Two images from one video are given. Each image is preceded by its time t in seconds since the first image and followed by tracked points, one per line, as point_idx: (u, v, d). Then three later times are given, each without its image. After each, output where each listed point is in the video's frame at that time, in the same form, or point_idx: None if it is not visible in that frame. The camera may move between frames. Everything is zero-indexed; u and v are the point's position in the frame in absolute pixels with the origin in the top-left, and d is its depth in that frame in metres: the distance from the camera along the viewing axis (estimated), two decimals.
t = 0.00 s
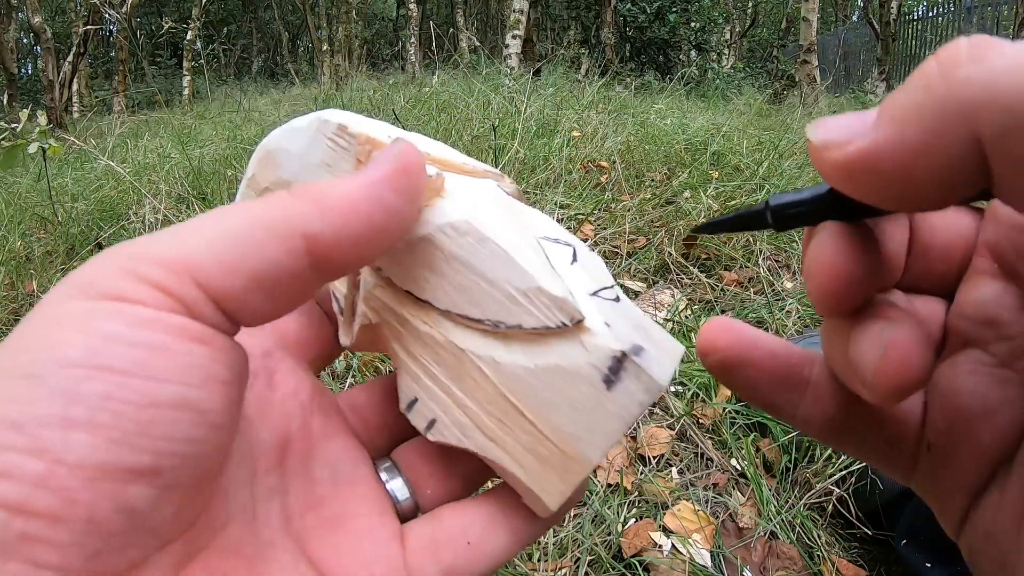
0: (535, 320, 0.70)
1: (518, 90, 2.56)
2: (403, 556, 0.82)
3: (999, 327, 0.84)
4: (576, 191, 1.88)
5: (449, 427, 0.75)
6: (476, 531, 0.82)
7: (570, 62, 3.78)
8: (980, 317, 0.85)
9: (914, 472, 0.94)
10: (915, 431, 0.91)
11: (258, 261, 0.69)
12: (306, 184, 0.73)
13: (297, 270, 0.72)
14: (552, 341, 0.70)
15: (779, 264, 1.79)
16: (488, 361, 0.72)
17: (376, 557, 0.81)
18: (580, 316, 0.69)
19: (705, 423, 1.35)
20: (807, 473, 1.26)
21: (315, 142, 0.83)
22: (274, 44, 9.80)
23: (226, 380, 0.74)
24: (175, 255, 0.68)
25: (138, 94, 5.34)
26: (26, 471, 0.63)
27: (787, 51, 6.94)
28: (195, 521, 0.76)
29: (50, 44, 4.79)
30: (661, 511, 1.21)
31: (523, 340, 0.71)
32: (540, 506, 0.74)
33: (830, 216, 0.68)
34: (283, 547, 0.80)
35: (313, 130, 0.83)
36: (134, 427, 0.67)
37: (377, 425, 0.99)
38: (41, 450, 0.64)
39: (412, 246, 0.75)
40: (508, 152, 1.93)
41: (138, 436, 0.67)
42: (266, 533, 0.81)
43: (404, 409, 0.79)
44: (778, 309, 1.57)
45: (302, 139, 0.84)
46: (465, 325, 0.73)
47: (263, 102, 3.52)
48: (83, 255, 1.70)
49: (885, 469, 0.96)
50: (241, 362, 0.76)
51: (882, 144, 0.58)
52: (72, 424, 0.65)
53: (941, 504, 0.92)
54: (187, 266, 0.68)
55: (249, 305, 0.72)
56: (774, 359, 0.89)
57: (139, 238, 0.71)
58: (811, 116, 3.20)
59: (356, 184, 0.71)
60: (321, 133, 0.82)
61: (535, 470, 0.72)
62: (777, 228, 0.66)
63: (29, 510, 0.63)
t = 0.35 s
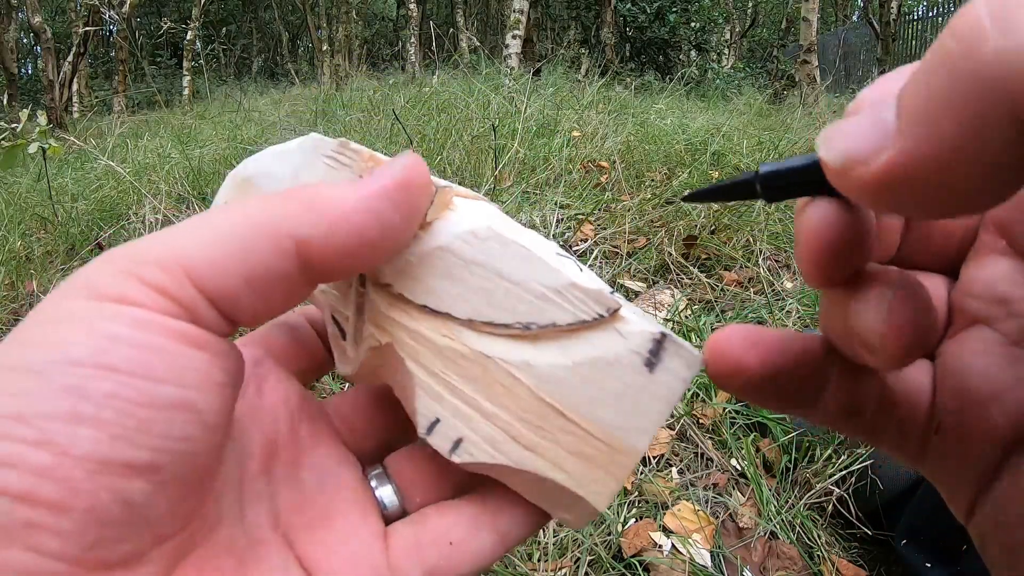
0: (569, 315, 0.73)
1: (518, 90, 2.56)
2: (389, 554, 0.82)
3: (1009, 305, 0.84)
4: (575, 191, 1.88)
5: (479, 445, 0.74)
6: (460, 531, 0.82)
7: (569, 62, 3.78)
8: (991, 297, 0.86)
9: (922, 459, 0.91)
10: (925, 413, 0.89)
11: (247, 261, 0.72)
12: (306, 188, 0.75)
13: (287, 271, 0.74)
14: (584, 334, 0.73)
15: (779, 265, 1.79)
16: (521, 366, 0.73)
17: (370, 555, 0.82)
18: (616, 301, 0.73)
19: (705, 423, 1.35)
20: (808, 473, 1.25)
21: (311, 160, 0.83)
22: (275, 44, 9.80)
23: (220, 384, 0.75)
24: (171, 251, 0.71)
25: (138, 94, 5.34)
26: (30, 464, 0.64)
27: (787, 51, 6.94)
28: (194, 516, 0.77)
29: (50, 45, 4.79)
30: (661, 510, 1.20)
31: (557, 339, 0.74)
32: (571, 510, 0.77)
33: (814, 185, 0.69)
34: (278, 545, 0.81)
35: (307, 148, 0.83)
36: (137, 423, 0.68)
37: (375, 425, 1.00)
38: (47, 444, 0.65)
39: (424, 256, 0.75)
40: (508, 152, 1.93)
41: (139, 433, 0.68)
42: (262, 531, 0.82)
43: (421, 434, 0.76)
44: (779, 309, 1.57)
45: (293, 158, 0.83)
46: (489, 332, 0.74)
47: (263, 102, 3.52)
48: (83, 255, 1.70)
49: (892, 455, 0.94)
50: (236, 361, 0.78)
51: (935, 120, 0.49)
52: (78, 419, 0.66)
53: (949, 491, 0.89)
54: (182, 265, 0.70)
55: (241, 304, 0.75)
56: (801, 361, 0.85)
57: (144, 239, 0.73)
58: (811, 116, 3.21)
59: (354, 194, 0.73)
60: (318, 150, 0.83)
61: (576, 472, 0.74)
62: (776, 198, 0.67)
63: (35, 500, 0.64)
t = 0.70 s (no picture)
0: (600, 275, 0.78)
1: (518, 90, 2.56)
2: (400, 531, 0.85)
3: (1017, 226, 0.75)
4: (575, 191, 1.88)
5: (539, 412, 0.75)
6: (468, 499, 0.85)
7: (569, 62, 3.78)
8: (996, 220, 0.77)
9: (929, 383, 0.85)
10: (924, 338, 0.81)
11: (299, 280, 0.73)
12: (341, 201, 0.76)
13: (332, 285, 0.75)
14: (614, 289, 0.79)
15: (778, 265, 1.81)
16: (564, 329, 0.76)
17: (388, 544, 0.84)
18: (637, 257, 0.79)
19: (705, 423, 1.35)
20: (807, 473, 1.25)
21: (314, 168, 0.86)
22: (275, 44, 9.80)
23: (254, 384, 0.78)
24: (220, 267, 0.72)
25: (137, 95, 5.33)
26: (61, 454, 0.66)
27: (786, 51, 6.94)
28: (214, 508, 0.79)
29: (50, 45, 4.79)
30: (661, 510, 1.20)
31: (589, 298, 0.78)
32: (632, 457, 0.80)
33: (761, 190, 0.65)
34: (293, 537, 0.84)
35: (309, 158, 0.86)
36: (175, 418, 0.71)
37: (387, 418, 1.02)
38: (80, 434, 0.67)
39: (453, 245, 0.79)
40: (508, 152, 1.93)
41: (177, 428, 0.71)
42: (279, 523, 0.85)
43: (478, 415, 0.75)
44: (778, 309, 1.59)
45: (293, 169, 0.86)
46: (527, 305, 0.78)
47: (263, 102, 3.52)
48: (83, 255, 1.70)
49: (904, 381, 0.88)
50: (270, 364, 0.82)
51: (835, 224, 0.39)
52: (114, 409, 0.68)
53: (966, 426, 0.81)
54: (231, 278, 0.72)
55: (287, 317, 0.77)
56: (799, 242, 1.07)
57: (184, 242, 0.75)
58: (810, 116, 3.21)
59: (391, 204, 0.75)
60: (320, 159, 0.86)
61: (633, 413, 0.77)
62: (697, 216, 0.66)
63: (61, 493, 0.66)
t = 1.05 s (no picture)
0: (617, 267, 0.78)
1: (518, 90, 2.56)
2: (416, 535, 0.84)
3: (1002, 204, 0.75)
4: (576, 191, 1.87)
5: (563, 407, 0.73)
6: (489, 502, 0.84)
7: (569, 62, 3.78)
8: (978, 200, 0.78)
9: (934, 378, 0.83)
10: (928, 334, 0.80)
11: (327, 282, 0.74)
12: (361, 202, 0.78)
13: (359, 286, 0.75)
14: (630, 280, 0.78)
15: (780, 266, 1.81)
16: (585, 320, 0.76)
17: (404, 550, 0.83)
18: (651, 249, 0.80)
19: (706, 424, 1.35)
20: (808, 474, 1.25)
21: (326, 176, 0.87)
22: (275, 44, 9.80)
23: (277, 393, 0.79)
24: (245, 271, 0.73)
25: (137, 94, 5.34)
26: (77, 463, 0.67)
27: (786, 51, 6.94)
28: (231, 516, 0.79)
29: (51, 45, 4.79)
30: (661, 510, 1.20)
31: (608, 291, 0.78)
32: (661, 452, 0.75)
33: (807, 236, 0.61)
34: (309, 542, 0.84)
35: (320, 167, 0.87)
36: (194, 427, 0.71)
37: (401, 421, 1.01)
38: (97, 443, 0.67)
39: (471, 243, 0.80)
40: (508, 152, 1.93)
41: (197, 438, 0.71)
42: (296, 528, 0.84)
43: (501, 412, 0.74)
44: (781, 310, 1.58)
45: (304, 179, 0.87)
46: (546, 301, 0.78)
47: (263, 102, 3.52)
48: (83, 255, 1.69)
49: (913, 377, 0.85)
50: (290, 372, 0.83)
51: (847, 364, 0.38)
52: (133, 418, 0.68)
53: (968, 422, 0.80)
54: (256, 281, 0.73)
55: (312, 322, 0.77)
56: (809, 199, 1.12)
57: (201, 247, 0.75)
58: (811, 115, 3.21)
59: (414, 203, 0.77)
60: (331, 168, 0.88)
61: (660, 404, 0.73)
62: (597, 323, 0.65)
63: (75, 506, 0.67)
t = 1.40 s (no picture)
0: (633, 269, 0.78)
1: (518, 90, 2.55)
2: (432, 547, 0.84)
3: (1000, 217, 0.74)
4: (575, 191, 1.86)
5: (588, 410, 0.72)
6: (503, 513, 0.84)
7: (568, 62, 3.77)
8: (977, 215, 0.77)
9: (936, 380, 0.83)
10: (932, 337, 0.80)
11: (348, 292, 0.74)
12: (381, 211, 0.78)
13: (380, 296, 0.76)
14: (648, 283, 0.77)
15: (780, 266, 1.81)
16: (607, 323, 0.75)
17: (419, 561, 0.83)
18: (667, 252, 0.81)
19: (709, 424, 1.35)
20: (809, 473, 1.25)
21: (342, 183, 0.88)
22: (275, 44, 9.79)
23: (298, 405, 0.79)
24: (267, 281, 0.73)
25: (137, 94, 5.34)
26: (95, 479, 0.66)
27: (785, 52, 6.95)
28: (247, 529, 0.79)
29: (50, 44, 4.79)
30: (661, 510, 1.20)
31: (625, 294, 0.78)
32: (683, 455, 0.73)
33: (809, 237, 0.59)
34: (325, 554, 0.84)
35: (335, 175, 0.89)
36: (214, 442, 0.71)
37: (412, 428, 1.01)
38: (116, 459, 0.67)
39: (490, 249, 0.83)
40: (508, 152, 1.93)
41: (217, 452, 0.71)
42: (312, 539, 0.85)
43: (524, 416, 0.72)
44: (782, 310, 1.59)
45: (320, 186, 0.88)
46: (564, 305, 0.77)
47: (263, 102, 3.52)
48: (83, 255, 1.69)
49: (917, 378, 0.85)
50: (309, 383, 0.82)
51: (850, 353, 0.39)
52: (154, 434, 0.68)
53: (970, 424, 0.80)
54: (277, 291, 0.73)
55: (332, 332, 0.77)
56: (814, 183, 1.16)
57: (221, 256, 0.75)
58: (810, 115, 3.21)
59: (437, 213, 0.78)
60: (347, 176, 0.90)
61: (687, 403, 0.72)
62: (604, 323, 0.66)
63: (94, 523, 0.66)
